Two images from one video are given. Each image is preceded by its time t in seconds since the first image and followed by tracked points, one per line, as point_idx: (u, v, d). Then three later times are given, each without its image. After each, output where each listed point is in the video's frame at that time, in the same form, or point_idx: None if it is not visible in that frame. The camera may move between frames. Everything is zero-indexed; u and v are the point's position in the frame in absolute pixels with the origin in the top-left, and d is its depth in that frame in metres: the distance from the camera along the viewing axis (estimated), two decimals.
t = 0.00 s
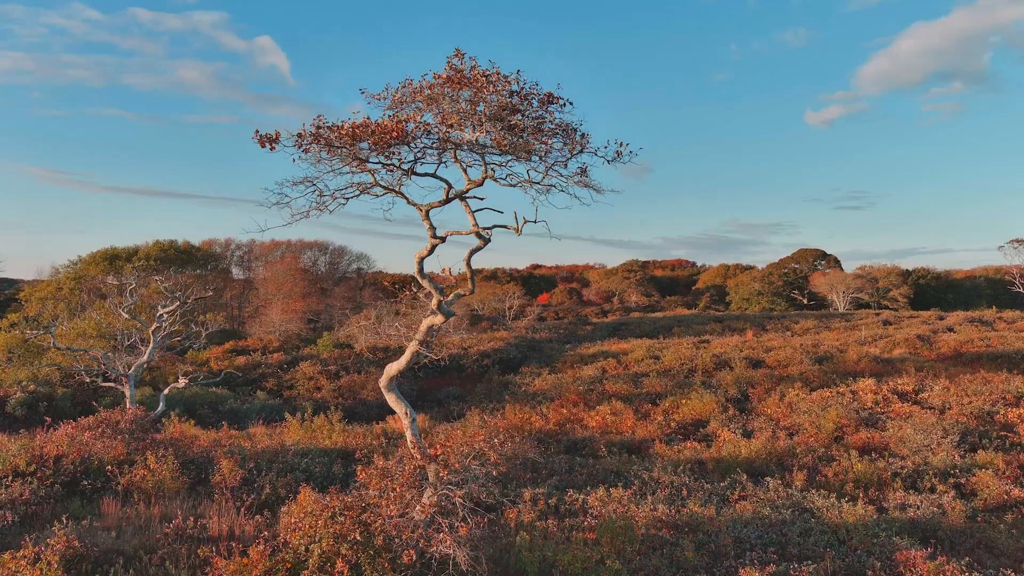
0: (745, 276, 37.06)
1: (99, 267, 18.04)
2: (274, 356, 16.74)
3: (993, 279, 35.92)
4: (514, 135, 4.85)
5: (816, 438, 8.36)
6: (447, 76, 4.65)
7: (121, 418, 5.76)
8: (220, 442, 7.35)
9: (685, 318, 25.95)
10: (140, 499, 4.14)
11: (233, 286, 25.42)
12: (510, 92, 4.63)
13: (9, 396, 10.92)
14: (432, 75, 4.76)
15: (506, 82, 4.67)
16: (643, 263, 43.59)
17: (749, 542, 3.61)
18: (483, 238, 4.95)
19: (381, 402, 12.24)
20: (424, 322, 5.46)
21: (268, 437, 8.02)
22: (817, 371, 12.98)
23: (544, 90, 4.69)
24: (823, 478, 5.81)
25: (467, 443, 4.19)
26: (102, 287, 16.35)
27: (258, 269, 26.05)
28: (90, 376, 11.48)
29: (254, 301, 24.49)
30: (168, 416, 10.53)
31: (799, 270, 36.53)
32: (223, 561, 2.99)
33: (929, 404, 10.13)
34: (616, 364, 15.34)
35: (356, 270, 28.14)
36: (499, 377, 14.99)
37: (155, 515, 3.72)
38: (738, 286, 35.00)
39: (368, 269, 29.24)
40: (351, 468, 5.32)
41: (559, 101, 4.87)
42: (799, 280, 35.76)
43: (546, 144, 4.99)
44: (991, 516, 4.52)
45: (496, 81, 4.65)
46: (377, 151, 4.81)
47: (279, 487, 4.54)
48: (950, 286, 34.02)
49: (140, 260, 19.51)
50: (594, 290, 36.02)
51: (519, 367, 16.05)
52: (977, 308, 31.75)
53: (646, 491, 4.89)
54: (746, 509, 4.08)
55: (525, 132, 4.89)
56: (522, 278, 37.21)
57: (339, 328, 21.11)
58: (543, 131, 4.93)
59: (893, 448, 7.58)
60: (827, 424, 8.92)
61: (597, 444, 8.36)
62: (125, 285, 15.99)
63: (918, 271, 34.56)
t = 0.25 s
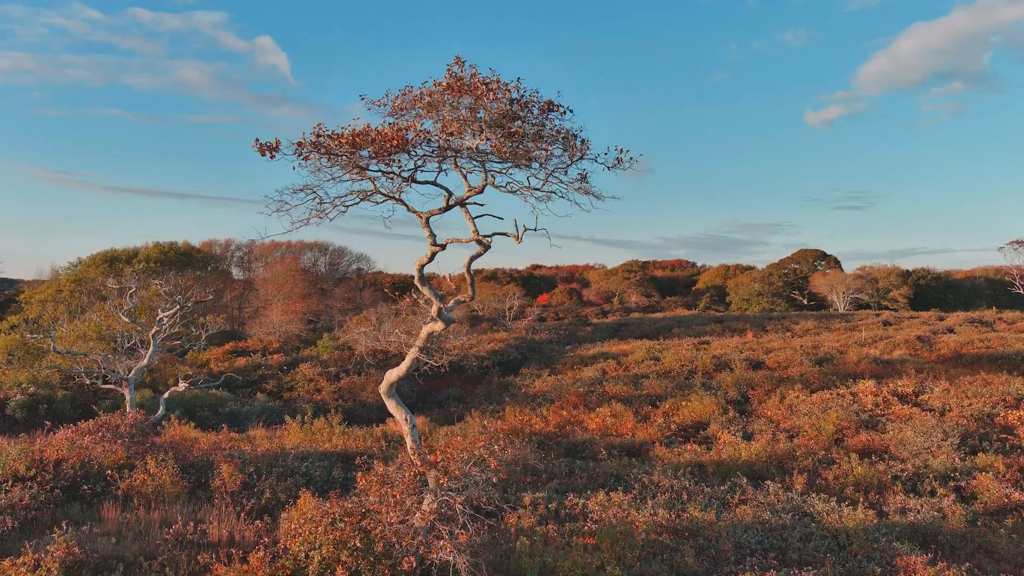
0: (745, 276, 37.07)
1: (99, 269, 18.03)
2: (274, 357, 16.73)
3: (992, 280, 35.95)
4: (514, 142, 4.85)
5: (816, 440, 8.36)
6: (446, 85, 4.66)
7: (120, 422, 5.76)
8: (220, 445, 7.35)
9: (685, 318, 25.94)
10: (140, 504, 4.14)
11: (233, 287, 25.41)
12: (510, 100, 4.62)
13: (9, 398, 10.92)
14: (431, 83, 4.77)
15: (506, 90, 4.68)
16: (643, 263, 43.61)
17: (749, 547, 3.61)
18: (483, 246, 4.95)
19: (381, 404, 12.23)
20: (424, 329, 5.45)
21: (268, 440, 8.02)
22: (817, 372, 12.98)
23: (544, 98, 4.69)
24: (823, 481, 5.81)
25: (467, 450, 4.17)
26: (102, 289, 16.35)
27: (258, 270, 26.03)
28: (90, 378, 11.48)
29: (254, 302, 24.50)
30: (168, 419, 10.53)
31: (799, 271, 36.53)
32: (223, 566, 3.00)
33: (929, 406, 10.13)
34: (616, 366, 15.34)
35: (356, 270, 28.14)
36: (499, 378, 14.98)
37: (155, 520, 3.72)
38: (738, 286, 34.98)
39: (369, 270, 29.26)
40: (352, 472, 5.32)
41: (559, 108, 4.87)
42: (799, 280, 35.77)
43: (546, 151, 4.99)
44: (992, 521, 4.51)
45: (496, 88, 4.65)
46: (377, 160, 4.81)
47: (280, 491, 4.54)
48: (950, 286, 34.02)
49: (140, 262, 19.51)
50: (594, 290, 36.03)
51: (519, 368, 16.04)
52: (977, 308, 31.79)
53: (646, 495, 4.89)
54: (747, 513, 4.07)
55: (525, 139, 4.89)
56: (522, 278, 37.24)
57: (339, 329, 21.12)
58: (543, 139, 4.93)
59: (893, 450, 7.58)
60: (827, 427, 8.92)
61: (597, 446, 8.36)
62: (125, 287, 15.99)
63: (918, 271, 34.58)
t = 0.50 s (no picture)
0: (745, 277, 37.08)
1: (99, 272, 18.02)
2: (275, 359, 16.73)
3: (992, 281, 35.95)
4: (514, 152, 4.86)
5: (816, 444, 8.35)
6: (446, 95, 4.65)
7: (120, 427, 5.75)
8: (220, 450, 7.35)
9: (685, 319, 25.94)
10: (140, 511, 4.13)
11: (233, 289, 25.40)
12: (511, 111, 4.62)
13: (9, 401, 10.92)
14: (431, 93, 4.76)
15: (506, 100, 4.68)
16: (643, 265, 43.62)
17: (750, 555, 3.61)
18: (483, 256, 4.97)
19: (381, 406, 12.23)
20: (424, 338, 5.46)
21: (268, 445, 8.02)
22: (817, 375, 12.98)
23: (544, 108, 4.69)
24: (823, 486, 5.80)
25: (467, 459, 4.19)
26: (102, 292, 16.34)
27: (258, 272, 26.03)
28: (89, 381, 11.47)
29: (254, 303, 24.50)
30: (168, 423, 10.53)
31: (799, 272, 36.54)
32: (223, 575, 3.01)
33: (929, 409, 10.13)
34: (616, 368, 15.33)
35: (356, 271, 28.14)
36: (499, 380, 14.98)
37: (155, 527, 3.72)
38: (738, 287, 35.00)
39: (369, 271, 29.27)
40: (352, 478, 5.32)
41: (559, 118, 4.88)
42: (799, 281, 35.78)
43: (546, 161, 5.01)
44: (992, 527, 4.51)
45: (496, 99, 4.65)
46: (377, 171, 4.82)
47: (280, 497, 4.54)
48: (949, 287, 34.03)
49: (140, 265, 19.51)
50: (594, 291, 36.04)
51: (519, 370, 16.04)
52: (978, 308, 31.97)
53: (646, 501, 4.89)
54: (747, 519, 4.07)
55: (525, 150, 4.90)
56: (522, 279, 37.23)
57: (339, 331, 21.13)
58: (543, 149, 4.95)
59: (893, 454, 7.58)
60: (827, 430, 8.92)
61: (597, 450, 8.36)
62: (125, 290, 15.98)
63: (917, 271, 34.61)
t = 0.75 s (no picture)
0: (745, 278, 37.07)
1: (99, 275, 18.02)
2: (275, 361, 16.72)
3: (992, 281, 35.94)
4: (515, 163, 4.87)
5: (816, 448, 8.35)
6: (446, 106, 4.66)
7: (121, 433, 5.75)
8: (220, 455, 7.33)
9: (685, 320, 25.94)
10: (140, 518, 4.13)
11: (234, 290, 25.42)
12: (511, 122, 4.62)
13: (9, 405, 10.93)
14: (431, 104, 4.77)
15: (506, 111, 4.68)
16: (643, 266, 43.63)
17: (750, 562, 3.61)
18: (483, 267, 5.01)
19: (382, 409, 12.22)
20: (424, 349, 5.47)
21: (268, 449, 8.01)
22: (817, 377, 12.97)
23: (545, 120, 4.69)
24: (823, 491, 5.80)
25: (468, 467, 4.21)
26: (102, 295, 16.34)
27: (258, 273, 26.06)
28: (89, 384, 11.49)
29: (254, 305, 24.50)
30: (168, 426, 10.52)
31: (799, 273, 36.55)
32: None
33: (929, 413, 10.12)
34: (616, 370, 15.32)
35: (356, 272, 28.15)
36: (499, 382, 14.99)
37: (155, 534, 3.72)
38: (738, 287, 35.00)
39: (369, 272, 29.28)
40: (352, 484, 5.32)
41: (560, 129, 4.88)
42: (799, 282, 35.78)
43: (546, 171, 5.01)
44: (993, 533, 4.50)
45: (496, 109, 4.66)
46: (377, 183, 4.83)
47: (280, 503, 4.53)
48: (950, 288, 34.02)
49: (140, 269, 19.52)
50: (594, 292, 36.06)
51: (519, 372, 16.03)
52: (978, 309, 32.03)
53: (646, 506, 4.88)
54: (746, 525, 4.07)
55: (526, 160, 4.91)
56: (522, 280, 37.24)
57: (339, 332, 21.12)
58: (543, 157, 4.95)
59: (893, 459, 7.58)
60: (827, 434, 8.91)
61: (597, 454, 8.36)
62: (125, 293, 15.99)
63: (917, 272, 34.62)
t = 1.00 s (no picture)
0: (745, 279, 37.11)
1: (99, 279, 18.00)
2: (275, 363, 16.71)
3: (992, 282, 35.96)
4: (515, 175, 4.92)
5: (816, 452, 8.34)
6: (447, 119, 4.70)
7: (121, 439, 5.75)
8: (220, 460, 7.32)
9: (685, 321, 25.94)
10: (140, 526, 4.13)
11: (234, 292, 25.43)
12: (511, 135, 4.66)
13: (9, 409, 10.92)
14: (432, 117, 4.81)
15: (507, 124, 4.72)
16: (643, 267, 43.68)
17: (750, 570, 3.60)
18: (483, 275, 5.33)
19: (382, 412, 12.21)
20: (424, 359, 5.47)
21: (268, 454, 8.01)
22: (818, 380, 12.98)
23: (545, 133, 4.74)
24: (824, 496, 5.79)
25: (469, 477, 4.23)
26: (102, 298, 16.34)
27: (259, 275, 26.06)
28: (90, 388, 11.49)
29: (255, 306, 24.52)
30: (168, 430, 10.52)
31: (799, 274, 36.57)
32: None
33: (929, 416, 10.12)
34: (616, 372, 15.32)
35: (356, 273, 28.17)
36: (499, 385, 14.99)
37: (155, 543, 3.72)
38: (738, 288, 35.02)
39: (369, 273, 29.30)
40: (353, 490, 5.32)
41: (560, 141, 4.93)
42: (799, 282, 35.81)
43: (546, 183, 5.06)
44: (993, 540, 4.50)
45: (496, 123, 4.70)
46: (378, 196, 4.87)
47: (280, 510, 4.53)
48: (950, 289, 34.05)
49: (140, 272, 19.50)
50: (594, 292, 36.11)
51: (519, 374, 16.04)
52: (978, 309, 32.08)
53: (647, 513, 4.88)
54: (746, 532, 4.07)
55: (526, 172, 4.96)
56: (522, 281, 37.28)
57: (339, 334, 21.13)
58: (543, 169, 5.00)
59: (893, 463, 7.59)
60: (827, 438, 8.91)
61: (597, 458, 8.37)
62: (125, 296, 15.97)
63: (917, 273, 34.66)
